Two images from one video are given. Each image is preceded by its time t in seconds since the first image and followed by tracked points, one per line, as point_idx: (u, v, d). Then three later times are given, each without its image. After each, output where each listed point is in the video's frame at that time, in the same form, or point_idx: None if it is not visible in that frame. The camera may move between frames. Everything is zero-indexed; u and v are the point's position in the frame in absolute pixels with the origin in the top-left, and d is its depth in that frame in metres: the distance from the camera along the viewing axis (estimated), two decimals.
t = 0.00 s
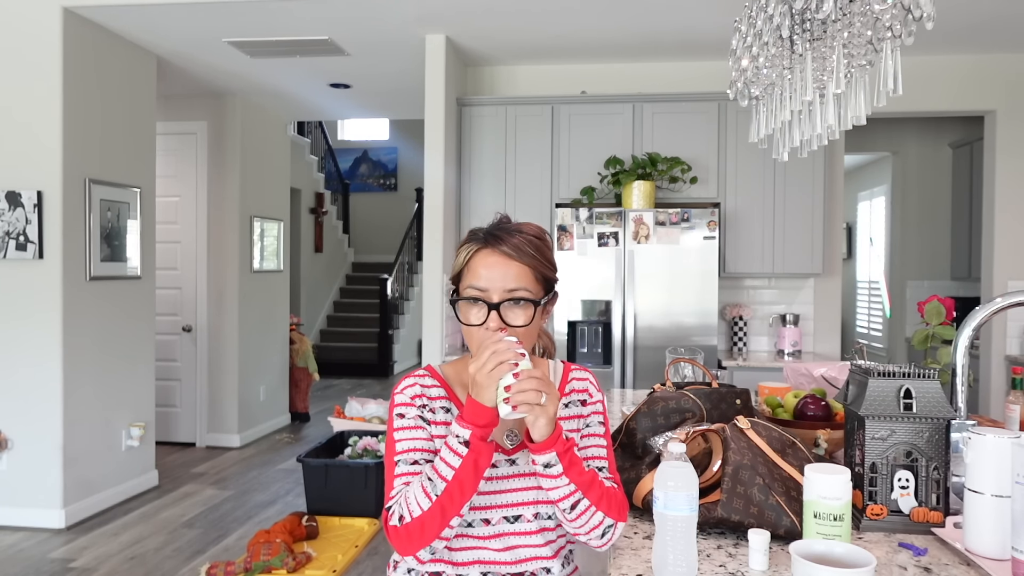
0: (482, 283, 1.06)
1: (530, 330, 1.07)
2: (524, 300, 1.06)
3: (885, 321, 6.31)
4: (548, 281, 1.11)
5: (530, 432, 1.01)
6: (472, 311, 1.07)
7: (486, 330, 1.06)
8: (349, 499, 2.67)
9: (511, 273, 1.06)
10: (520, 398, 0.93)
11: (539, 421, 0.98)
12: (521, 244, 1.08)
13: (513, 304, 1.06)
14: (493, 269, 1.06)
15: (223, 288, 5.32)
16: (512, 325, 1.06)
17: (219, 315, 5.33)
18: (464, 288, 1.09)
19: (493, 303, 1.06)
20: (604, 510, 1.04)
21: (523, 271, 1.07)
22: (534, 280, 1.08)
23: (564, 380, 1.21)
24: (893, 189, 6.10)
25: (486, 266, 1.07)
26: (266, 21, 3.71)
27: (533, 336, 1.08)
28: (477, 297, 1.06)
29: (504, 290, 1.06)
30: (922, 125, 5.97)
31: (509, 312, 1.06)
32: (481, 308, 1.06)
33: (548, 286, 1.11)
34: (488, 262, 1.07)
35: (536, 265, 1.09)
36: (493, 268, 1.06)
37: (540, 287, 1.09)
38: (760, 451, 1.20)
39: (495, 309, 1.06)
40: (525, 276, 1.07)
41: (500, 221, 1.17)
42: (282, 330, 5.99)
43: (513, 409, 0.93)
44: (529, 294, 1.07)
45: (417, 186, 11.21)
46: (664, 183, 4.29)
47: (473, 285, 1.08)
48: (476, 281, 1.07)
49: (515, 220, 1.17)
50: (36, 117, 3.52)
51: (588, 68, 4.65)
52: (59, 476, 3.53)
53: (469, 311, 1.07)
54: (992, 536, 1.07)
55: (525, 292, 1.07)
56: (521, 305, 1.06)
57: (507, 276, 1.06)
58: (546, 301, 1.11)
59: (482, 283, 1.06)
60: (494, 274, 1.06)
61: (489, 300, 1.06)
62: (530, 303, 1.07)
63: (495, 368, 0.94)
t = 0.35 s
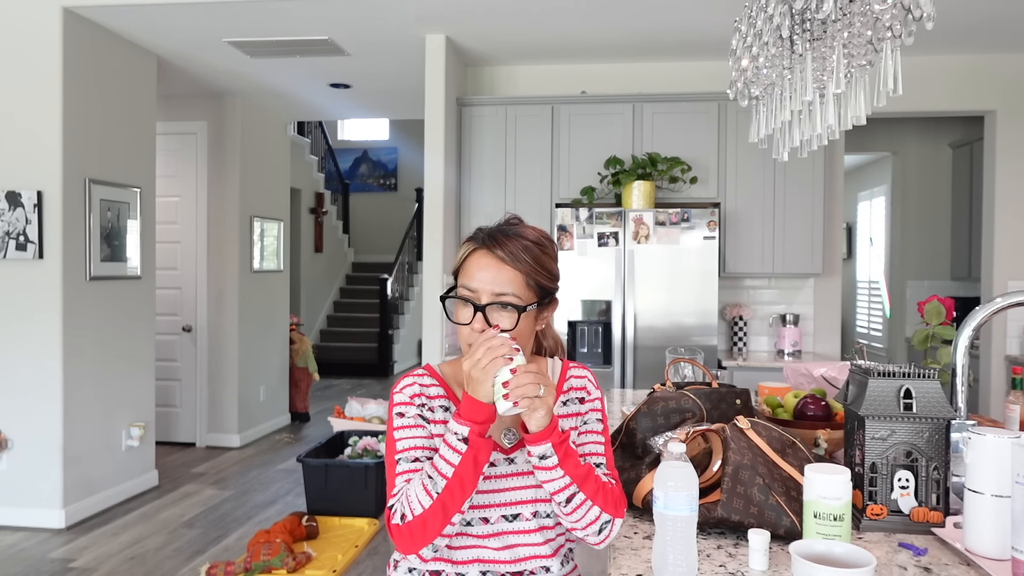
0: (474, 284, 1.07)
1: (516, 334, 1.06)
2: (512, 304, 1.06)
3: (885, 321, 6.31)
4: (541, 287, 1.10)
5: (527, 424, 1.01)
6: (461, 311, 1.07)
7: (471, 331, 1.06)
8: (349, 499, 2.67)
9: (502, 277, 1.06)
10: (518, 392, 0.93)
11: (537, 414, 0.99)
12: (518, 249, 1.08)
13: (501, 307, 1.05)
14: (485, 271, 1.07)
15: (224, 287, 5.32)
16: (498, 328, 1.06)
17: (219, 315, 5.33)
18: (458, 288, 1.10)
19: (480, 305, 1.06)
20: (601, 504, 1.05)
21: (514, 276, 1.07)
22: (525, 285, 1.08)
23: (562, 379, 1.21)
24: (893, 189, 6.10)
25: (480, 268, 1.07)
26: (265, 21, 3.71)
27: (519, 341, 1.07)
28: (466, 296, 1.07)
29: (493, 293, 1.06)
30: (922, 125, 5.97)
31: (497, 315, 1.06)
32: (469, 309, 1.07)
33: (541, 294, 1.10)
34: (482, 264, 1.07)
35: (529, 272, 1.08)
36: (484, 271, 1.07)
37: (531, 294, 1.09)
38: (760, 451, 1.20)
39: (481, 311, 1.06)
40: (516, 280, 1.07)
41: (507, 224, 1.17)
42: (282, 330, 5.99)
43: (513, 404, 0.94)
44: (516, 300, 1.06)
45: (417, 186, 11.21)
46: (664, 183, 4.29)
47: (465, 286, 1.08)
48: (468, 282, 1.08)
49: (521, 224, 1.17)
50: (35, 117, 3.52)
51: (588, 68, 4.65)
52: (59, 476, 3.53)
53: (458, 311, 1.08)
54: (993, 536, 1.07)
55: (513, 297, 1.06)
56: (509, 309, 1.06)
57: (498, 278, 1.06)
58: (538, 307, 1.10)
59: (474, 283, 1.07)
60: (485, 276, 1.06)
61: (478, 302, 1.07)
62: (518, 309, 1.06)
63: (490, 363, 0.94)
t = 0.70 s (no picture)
0: (483, 279, 1.07)
1: (523, 331, 1.07)
2: (521, 300, 1.06)
3: (885, 321, 6.31)
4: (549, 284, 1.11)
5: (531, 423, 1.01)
6: (468, 306, 1.08)
7: (479, 326, 1.07)
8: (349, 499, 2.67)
9: (512, 273, 1.07)
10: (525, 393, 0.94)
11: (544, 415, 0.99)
12: (527, 245, 1.09)
13: (509, 303, 1.06)
14: (494, 267, 1.07)
15: (224, 287, 5.32)
16: (506, 323, 1.06)
17: (219, 315, 5.33)
18: (465, 283, 1.10)
19: (489, 300, 1.06)
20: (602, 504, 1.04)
21: (523, 272, 1.07)
22: (534, 281, 1.08)
23: (563, 379, 1.21)
24: (893, 189, 6.10)
25: (489, 263, 1.07)
26: (265, 21, 3.71)
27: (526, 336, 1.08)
28: (474, 291, 1.07)
29: (502, 289, 1.06)
30: (922, 125, 5.97)
31: (505, 310, 1.06)
32: (477, 304, 1.07)
33: (548, 291, 1.11)
34: (491, 260, 1.08)
35: (538, 269, 1.09)
36: (493, 266, 1.07)
37: (539, 291, 1.09)
38: (760, 451, 1.20)
39: (490, 305, 1.06)
40: (525, 277, 1.07)
41: (514, 221, 1.17)
42: (282, 330, 5.99)
43: (519, 404, 0.94)
44: (526, 296, 1.07)
45: (417, 186, 11.22)
46: (664, 183, 4.29)
47: (473, 281, 1.08)
48: (477, 276, 1.08)
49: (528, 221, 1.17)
50: (35, 117, 3.52)
51: (588, 68, 4.65)
52: (59, 476, 3.53)
53: (465, 305, 1.08)
54: (993, 536, 1.07)
55: (522, 293, 1.07)
56: (518, 305, 1.06)
57: (508, 275, 1.06)
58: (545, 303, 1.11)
59: (482, 278, 1.07)
60: (494, 272, 1.07)
61: (486, 297, 1.07)
62: (527, 304, 1.07)
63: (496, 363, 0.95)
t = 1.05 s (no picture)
0: (501, 275, 1.07)
1: (547, 321, 1.07)
2: (542, 290, 1.07)
3: (885, 321, 6.31)
4: (558, 274, 1.13)
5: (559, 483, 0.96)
6: (490, 303, 1.06)
7: (505, 322, 1.05)
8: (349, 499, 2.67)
9: (527, 265, 1.08)
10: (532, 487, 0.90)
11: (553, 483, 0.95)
12: (535, 236, 1.11)
13: (532, 295, 1.06)
14: (509, 262, 1.08)
15: (224, 287, 5.32)
16: (531, 317, 1.06)
17: (219, 315, 5.33)
18: (480, 281, 1.09)
19: (512, 295, 1.06)
20: (605, 528, 1.05)
21: (537, 263, 1.09)
22: (547, 271, 1.10)
23: (567, 383, 1.20)
24: (893, 189, 6.10)
25: (503, 258, 1.08)
26: (265, 21, 3.71)
27: (548, 328, 1.08)
28: (496, 289, 1.06)
29: (522, 281, 1.07)
30: (922, 125, 5.97)
31: (528, 304, 1.06)
32: (499, 301, 1.06)
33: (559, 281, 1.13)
34: (504, 255, 1.08)
35: (548, 259, 1.11)
36: (508, 261, 1.08)
37: (553, 280, 1.11)
38: (760, 451, 1.20)
39: (515, 300, 1.06)
40: (540, 267, 1.09)
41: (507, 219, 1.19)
42: (282, 330, 5.99)
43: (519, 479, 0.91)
44: (545, 285, 1.08)
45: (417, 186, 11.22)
46: (664, 183, 4.30)
47: (491, 278, 1.08)
48: (494, 274, 1.07)
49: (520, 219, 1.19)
50: (35, 116, 3.52)
51: (588, 68, 4.65)
52: (59, 476, 3.53)
53: (487, 303, 1.06)
54: (993, 536, 1.07)
55: (541, 283, 1.08)
56: (540, 296, 1.07)
57: (524, 266, 1.07)
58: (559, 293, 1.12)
59: (500, 275, 1.07)
60: (510, 266, 1.07)
61: (507, 292, 1.06)
62: (548, 293, 1.08)
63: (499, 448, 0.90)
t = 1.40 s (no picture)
0: (501, 275, 1.07)
1: (547, 320, 1.07)
2: (542, 289, 1.07)
3: (885, 321, 6.31)
4: (557, 273, 1.13)
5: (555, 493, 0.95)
6: (490, 303, 1.06)
7: (505, 321, 1.06)
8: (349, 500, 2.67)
9: (527, 264, 1.08)
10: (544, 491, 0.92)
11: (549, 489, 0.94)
12: (534, 236, 1.11)
13: (532, 294, 1.06)
14: (509, 262, 1.07)
15: (223, 287, 5.32)
16: (531, 316, 1.06)
17: (219, 315, 5.33)
18: (479, 282, 1.09)
19: (512, 294, 1.06)
20: (600, 532, 1.05)
21: (537, 262, 1.09)
22: (547, 270, 1.10)
23: (568, 384, 1.20)
24: (893, 189, 6.10)
25: (502, 259, 1.08)
26: (265, 21, 3.71)
27: (548, 327, 1.08)
28: (496, 288, 1.06)
29: (522, 281, 1.07)
30: (922, 125, 5.97)
31: (528, 303, 1.06)
32: (499, 301, 1.06)
33: (559, 280, 1.13)
34: (503, 255, 1.08)
35: (547, 257, 1.11)
36: (509, 261, 1.07)
37: (553, 279, 1.11)
38: (760, 451, 1.20)
39: (515, 300, 1.06)
40: (539, 267, 1.09)
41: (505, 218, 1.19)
42: (282, 330, 5.99)
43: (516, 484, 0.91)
44: (545, 284, 1.08)
45: (417, 186, 11.22)
46: (664, 183, 4.30)
47: (490, 278, 1.07)
48: (493, 274, 1.07)
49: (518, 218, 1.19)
50: (36, 116, 3.52)
51: (587, 68, 4.65)
52: (59, 476, 3.53)
53: (488, 304, 1.06)
54: (993, 536, 1.07)
55: (541, 282, 1.08)
56: (539, 295, 1.07)
57: (524, 266, 1.07)
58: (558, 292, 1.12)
59: (500, 275, 1.07)
60: (510, 266, 1.07)
61: (507, 292, 1.06)
62: (548, 292, 1.08)
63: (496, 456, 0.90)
